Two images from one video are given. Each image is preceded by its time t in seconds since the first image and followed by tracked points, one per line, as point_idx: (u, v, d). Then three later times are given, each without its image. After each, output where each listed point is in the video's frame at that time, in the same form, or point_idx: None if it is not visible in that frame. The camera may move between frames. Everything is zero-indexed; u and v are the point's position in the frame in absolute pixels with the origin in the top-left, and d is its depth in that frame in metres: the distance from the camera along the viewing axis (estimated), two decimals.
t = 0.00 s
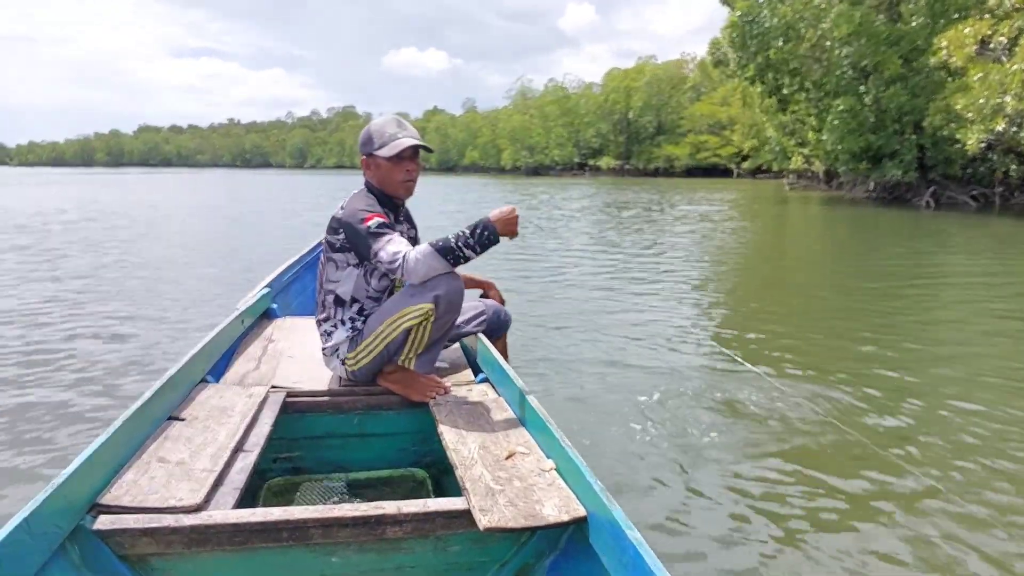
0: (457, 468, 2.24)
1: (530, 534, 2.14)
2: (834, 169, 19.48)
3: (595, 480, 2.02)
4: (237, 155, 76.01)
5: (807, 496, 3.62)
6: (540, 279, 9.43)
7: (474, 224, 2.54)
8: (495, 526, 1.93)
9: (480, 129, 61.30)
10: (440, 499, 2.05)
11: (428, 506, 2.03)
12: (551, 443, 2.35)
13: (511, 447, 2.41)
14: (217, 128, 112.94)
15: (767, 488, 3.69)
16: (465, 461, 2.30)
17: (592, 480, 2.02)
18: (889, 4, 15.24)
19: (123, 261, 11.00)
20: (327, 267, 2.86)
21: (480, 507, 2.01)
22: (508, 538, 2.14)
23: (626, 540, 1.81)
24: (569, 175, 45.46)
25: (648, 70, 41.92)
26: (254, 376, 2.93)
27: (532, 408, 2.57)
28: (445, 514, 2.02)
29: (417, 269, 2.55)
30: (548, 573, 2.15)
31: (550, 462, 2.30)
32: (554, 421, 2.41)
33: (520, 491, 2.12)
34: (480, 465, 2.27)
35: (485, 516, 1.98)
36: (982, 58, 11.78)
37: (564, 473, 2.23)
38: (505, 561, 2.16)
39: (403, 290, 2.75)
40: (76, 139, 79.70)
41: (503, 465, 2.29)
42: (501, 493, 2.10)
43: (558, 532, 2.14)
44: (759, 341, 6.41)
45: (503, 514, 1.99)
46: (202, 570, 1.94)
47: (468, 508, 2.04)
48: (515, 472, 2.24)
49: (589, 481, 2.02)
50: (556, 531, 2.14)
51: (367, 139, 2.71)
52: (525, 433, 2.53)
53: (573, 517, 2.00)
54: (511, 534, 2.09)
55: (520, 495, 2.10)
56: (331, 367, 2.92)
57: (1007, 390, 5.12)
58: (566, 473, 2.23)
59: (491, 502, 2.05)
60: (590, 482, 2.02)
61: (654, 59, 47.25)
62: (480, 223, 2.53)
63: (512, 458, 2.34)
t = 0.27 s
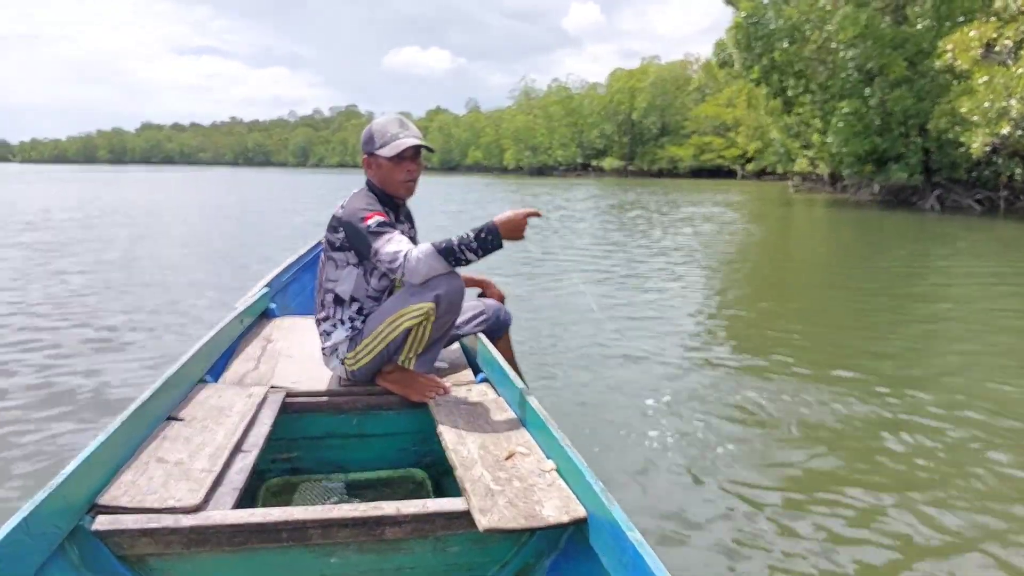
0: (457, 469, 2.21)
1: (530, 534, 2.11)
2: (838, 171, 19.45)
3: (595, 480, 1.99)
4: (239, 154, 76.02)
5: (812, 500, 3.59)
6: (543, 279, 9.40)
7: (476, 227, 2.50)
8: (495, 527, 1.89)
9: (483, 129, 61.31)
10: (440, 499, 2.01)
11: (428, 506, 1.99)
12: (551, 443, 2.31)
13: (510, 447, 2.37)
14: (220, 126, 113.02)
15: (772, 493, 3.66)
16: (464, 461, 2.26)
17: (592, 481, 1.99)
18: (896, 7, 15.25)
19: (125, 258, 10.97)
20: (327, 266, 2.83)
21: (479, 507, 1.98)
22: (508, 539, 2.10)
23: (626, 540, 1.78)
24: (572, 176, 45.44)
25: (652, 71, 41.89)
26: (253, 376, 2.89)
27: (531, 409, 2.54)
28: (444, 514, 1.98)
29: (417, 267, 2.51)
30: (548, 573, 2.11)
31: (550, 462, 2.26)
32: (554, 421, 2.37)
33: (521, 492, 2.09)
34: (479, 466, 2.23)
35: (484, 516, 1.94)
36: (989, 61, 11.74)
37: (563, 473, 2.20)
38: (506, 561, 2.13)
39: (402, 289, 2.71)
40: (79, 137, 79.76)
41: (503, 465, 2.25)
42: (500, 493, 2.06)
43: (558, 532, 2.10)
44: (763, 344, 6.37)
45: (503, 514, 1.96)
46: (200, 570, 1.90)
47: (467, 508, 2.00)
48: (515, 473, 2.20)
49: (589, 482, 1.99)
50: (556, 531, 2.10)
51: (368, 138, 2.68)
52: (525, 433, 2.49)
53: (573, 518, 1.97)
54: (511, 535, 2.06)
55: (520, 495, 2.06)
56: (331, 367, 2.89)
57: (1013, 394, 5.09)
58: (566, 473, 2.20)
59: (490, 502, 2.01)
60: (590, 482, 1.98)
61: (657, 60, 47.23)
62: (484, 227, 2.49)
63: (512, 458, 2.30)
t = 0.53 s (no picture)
0: (457, 468, 2.25)
1: (530, 533, 2.15)
2: (840, 172, 19.46)
3: (595, 480, 2.04)
4: (244, 154, 76.25)
5: (807, 499, 3.63)
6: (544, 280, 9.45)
7: (489, 251, 2.50)
8: (495, 526, 1.93)
9: (486, 130, 61.40)
10: (440, 499, 2.06)
11: (428, 506, 2.04)
12: (551, 443, 2.36)
13: (510, 446, 2.42)
14: (224, 127, 113.38)
15: (768, 492, 3.69)
16: (464, 461, 2.31)
17: (592, 480, 2.03)
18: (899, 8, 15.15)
19: (131, 259, 11.08)
20: (330, 266, 2.87)
21: (479, 507, 2.02)
22: (508, 538, 2.15)
23: (625, 539, 1.83)
24: (575, 177, 45.48)
25: (655, 72, 41.98)
26: (254, 376, 2.95)
27: (532, 411, 2.59)
28: (444, 514, 2.03)
29: (422, 265, 2.56)
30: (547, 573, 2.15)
31: (549, 462, 2.31)
32: (554, 422, 2.43)
33: (520, 491, 2.13)
34: (479, 465, 2.28)
35: (484, 516, 1.98)
36: (991, 62, 11.72)
37: (563, 472, 2.24)
38: (506, 560, 2.16)
39: (404, 290, 2.75)
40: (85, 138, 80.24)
41: (503, 464, 2.30)
42: (501, 492, 2.11)
43: (558, 531, 2.14)
44: (763, 344, 6.41)
45: (502, 514, 2.00)
46: (203, 570, 1.95)
47: (467, 507, 2.05)
48: (514, 472, 2.25)
49: (589, 482, 2.04)
50: (556, 530, 2.15)
51: (372, 139, 2.73)
52: (525, 433, 2.54)
53: (573, 516, 2.01)
54: (512, 534, 2.10)
55: (520, 495, 2.11)
56: (332, 366, 2.93)
57: (1012, 395, 5.11)
58: (566, 473, 2.24)
59: (490, 501, 2.05)
60: (590, 482, 2.03)
61: (660, 61, 47.25)
62: (499, 253, 2.49)
63: (512, 458, 2.34)
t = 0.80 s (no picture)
0: (459, 465, 2.37)
1: (530, 529, 2.29)
2: (838, 172, 19.55)
3: (594, 478, 2.12)
4: (249, 158, 76.68)
5: (798, 492, 3.70)
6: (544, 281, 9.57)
7: (489, 267, 2.54)
8: (495, 521, 2.03)
9: (489, 131, 61.63)
10: (442, 495, 2.17)
11: (430, 502, 2.15)
12: (551, 441, 2.46)
13: (511, 444, 2.54)
14: (229, 130, 113.96)
15: (761, 486, 3.77)
16: (466, 458, 2.42)
17: (591, 477, 2.12)
18: (895, 8, 15.41)
19: (138, 262, 11.28)
20: (337, 265, 2.94)
21: (480, 503, 2.13)
22: (509, 533, 2.27)
23: (624, 535, 1.88)
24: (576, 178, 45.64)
25: (656, 73, 42.13)
26: (259, 374, 3.09)
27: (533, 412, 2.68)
28: (446, 510, 2.14)
29: (427, 265, 2.61)
30: (547, 567, 2.27)
31: (548, 460, 2.42)
32: (554, 422, 2.52)
33: (520, 487, 2.25)
34: (481, 463, 2.39)
35: (485, 512, 2.09)
36: (987, 63, 11.79)
37: (562, 470, 2.35)
38: (506, 556, 2.29)
39: (409, 289, 2.82)
40: (93, 142, 80.96)
41: (503, 462, 2.41)
42: (501, 489, 2.23)
43: (557, 527, 2.28)
44: (760, 343, 6.51)
45: (503, 509, 2.10)
46: (212, 565, 2.07)
47: (469, 503, 2.16)
48: (515, 469, 2.36)
49: (589, 479, 2.12)
50: (556, 526, 2.28)
51: (378, 141, 2.78)
52: (526, 433, 2.63)
53: (572, 512, 2.12)
54: (511, 530, 2.23)
55: (520, 491, 2.22)
56: (336, 364, 3.05)
57: (1004, 391, 5.21)
58: (565, 470, 2.35)
59: (491, 498, 2.17)
60: (588, 478, 2.12)
61: (661, 62, 47.42)
62: (495, 272, 2.52)
63: (512, 455, 2.46)
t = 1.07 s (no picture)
0: (459, 463, 2.32)
1: (530, 527, 2.25)
2: (839, 170, 19.56)
3: (593, 475, 2.10)
4: (254, 161, 77.00)
5: (804, 492, 3.69)
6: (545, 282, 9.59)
7: (488, 270, 2.61)
8: (496, 519, 2.00)
9: (492, 133, 61.78)
10: (443, 493, 2.11)
11: (432, 500, 2.10)
12: (550, 439, 2.44)
13: (511, 442, 2.50)
14: (234, 133, 114.43)
15: (767, 488, 3.74)
16: (466, 457, 2.37)
17: (590, 475, 2.10)
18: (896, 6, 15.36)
19: (140, 265, 11.31)
20: (341, 266, 3.00)
21: (481, 500, 2.09)
22: (509, 532, 2.22)
23: (623, 533, 1.88)
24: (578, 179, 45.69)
25: (658, 74, 42.21)
26: (261, 373, 3.14)
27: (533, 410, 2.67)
28: (447, 508, 2.08)
29: (427, 267, 2.66)
30: (547, 565, 2.23)
31: (548, 457, 2.39)
32: (554, 420, 2.51)
33: (520, 485, 2.21)
34: (481, 460, 2.35)
35: (485, 510, 2.05)
36: (988, 59, 11.79)
37: (562, 467, 2.32)
38: (506, 553, 2.24)
39: (410, 291, 2.87)
40: (98, 146, 81.34)
41: (502, 459, 2.37)
42: (501, 487, 2.18)
43: (557, 525, 2.24)
44: (762, 343, 6.51)
45: (503, 507, 2.07)
46: (214, 565, 2.00)
47: (469, 501, 2.11)
48: (515, 467, 2.32)
49: (588, 477, 2.11)
50: (555, 524, 2.24)
51: (382, 144, 2.84)
52: (526, 431, 2.62)
53: (572, 510, 2.08)
54: (512, 528, 2.18)
55: (520, 489, 2.18)
56: (338, 363, 3.08)
57: (1007, 387, 5.21)
58: (565, 468, 2.33)
59: (491, 496, 2.12)
60: (588, 477, 2.10)
61: (663, 63, 47.52)
62: (495, 274, 2.59)
63: (512, 453, 2.41)
